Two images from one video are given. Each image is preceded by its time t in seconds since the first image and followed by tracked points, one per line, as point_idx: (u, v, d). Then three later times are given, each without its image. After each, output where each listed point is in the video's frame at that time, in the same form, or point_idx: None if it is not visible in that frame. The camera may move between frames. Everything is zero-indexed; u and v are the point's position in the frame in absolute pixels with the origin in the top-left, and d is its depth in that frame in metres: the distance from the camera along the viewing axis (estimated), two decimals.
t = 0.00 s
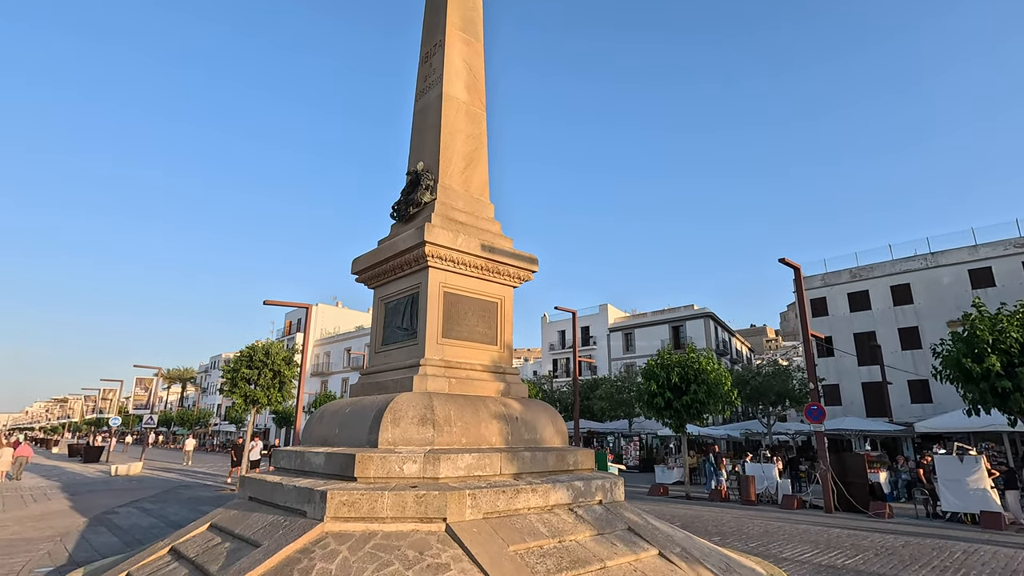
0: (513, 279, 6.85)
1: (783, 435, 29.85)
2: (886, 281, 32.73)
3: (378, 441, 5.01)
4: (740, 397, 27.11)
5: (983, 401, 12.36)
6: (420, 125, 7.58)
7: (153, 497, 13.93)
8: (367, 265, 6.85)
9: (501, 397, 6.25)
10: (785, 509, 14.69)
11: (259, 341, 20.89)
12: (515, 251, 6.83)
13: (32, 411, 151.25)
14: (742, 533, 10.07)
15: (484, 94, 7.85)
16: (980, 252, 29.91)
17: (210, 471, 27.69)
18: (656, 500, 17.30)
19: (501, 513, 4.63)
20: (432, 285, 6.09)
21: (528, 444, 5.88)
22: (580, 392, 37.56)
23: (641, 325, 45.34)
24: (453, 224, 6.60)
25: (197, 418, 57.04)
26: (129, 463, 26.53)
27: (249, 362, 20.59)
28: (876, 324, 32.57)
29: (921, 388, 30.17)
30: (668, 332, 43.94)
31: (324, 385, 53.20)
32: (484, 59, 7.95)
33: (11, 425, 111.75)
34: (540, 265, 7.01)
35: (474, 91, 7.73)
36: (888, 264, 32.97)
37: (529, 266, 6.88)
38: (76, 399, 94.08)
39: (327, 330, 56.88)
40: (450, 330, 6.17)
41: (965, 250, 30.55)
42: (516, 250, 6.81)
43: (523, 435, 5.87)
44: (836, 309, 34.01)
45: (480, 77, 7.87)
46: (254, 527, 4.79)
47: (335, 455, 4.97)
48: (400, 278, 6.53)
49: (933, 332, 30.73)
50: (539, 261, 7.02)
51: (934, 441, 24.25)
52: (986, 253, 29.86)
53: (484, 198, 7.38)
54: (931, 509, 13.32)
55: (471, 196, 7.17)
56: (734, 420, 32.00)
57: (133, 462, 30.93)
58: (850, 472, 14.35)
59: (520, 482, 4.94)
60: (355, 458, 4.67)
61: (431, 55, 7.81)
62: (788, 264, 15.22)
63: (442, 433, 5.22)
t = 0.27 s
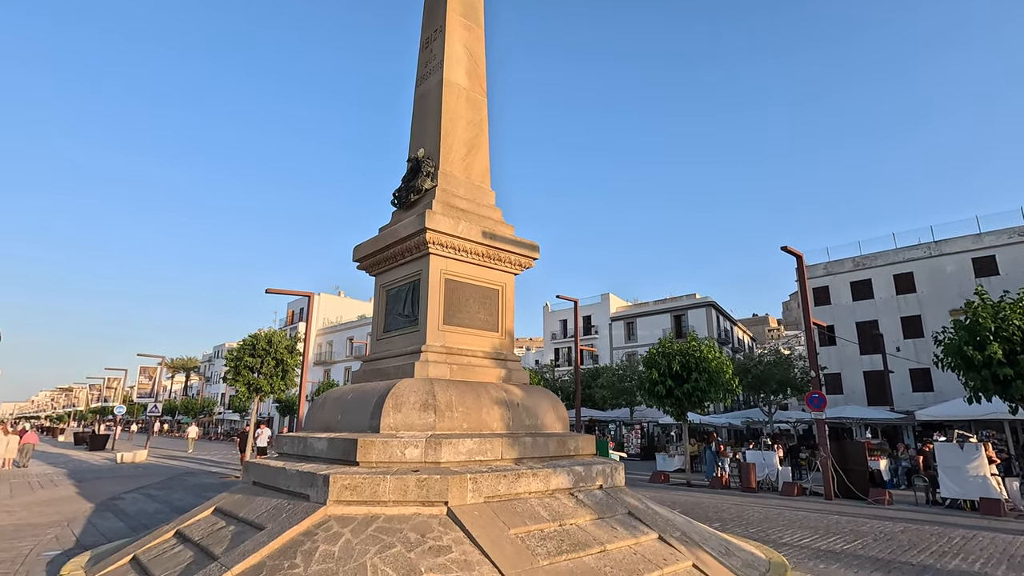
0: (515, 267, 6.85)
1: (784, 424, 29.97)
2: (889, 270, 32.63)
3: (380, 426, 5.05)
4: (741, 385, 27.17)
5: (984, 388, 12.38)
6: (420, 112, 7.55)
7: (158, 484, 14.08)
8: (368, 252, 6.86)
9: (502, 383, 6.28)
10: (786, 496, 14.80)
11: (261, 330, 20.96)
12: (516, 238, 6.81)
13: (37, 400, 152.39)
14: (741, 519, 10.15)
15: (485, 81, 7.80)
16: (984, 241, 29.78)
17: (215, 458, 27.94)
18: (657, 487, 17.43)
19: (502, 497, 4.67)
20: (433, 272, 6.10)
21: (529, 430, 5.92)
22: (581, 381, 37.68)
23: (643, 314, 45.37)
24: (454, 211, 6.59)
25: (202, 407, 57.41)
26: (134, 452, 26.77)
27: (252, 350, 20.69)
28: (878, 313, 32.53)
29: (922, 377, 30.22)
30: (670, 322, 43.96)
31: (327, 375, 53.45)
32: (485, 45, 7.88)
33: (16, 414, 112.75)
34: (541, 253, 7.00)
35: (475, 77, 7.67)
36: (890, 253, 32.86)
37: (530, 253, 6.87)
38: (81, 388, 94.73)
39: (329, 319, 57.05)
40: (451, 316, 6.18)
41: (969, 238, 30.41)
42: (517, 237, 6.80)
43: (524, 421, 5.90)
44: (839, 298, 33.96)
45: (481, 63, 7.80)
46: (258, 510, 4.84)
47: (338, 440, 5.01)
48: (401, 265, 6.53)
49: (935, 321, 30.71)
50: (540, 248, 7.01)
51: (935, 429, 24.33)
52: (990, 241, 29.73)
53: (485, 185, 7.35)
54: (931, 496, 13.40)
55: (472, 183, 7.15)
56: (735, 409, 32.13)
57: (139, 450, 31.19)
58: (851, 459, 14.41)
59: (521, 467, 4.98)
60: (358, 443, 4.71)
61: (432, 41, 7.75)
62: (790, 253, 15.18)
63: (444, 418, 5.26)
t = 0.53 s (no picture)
0: (520, 255, 6.85)
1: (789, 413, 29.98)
2: (897, 259, 32.41)
3: (387, 412, 5.09)
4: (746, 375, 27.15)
5: (991, 377, 12.33)
6: (425, 100, 7.52)
7: (168, 471, 14.26)
8: (374, 240, 6.87)
9: (508, 370, 6.31)
10: (790, 485, 14.84)
11: (268, 319, 21.09)
12: (522, 226, 6.81)
13: (47, 389, 154.19)
14: (745, 507, 10.20)
15: (490, 68, 7.75)
16: (994, 230, 29.50)
17: (223, 446, 28.28)
18: (661, 476, 17.51)
19: (508, 482, 4.71)
20: (439, 260, 6.11)
21: (535, 416, 5.95)
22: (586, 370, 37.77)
23: (648, 304, 45.32)
24: (459, 199, 6.58)
25: (209, 396, 57.95)
26: (144, 440, 27.12)
27: (259, 339, 20.83)
28: (885, 303, 32.36)
29: (929, 366, 30.11)
30: (675, 311, 43.90)
31: (333, 364, 53.79)
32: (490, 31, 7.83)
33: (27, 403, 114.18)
34: (546, 241, 6.99)
35: (480, 64, 7.63)
36: (898, 242, 32.61)
37: (535, 241, 6.86)
38: (90, 378, 95.75)
39: (335, 309, 57.30)
40: (457, 304, 6.20)
41: (978, 227, 30.12)
42: (523, 225, 6.80)
43: (530, 408, 5.93)
44: (845, 288, 33.78)
45: (486, 50, 7.76)
46: (267, 494, 4.91)
47: (345, 426, 5.06)
48: (407, 253, 6.55)
49: (943, 310, 30.52)
50: (545, 236, 7.00)
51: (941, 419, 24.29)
52: (999, 230, 29.44)
53: (490, 173, 7.34)
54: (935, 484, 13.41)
55: (477, 171, 7.14)
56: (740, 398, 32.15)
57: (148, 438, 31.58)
58: (855, 448, 14.41)
59: (527, 453, 5.01)
60: (365, 428, 4.75)
61: (437, 28, 7.70)
62: (797, 241, 15.11)
63: (450, 404, 5.30)
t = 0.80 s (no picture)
0: (527, 245, 6.85)
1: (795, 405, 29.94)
2: (905, 251, 32.16)
3: (395, 401, 5.13)
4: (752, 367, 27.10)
5: (1000, 369, 12.26)
6: (431, 90, 7.50)
7: (178, 460, 14.42)
8: (381, 231, 6.89)
9: (514, 360, 6.33)
10: (796, 476, 14.86)
11: (275, 311, 21.21)
12: (528, 216, 6.80)
13: (58, 381, 155.89)
14: (752, 497, 10.22)
15: (496, 57, 7.71)
16: (1004, 221, 29.20)
17: (232, 437, 28.59)
18: (667, 467, 17.58)
19: (515, 470, 4.75)
20: (446, 250, 6.12)
21: (541, 406, 5.98)
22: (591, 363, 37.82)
23: (653, 296, 45.23)
24: (465, 189, 6.58)
25: (217, 388, 58.43)
26: (154, 431, 27.41)
27: (266, 331, 20.96)
28: (893, 295, 32.16)
29: (937, 358, 29.96)
30: (681, 303, 43.81)
31: (339, 356, 54.07)
32: (496, 20, 7.78)
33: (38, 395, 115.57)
34: (553, 231, 6.98)
35: (486, 54, 7.60)
36: (907, 233, 32.35)
37: (541, 231, 6.86)
38: (100, 370, 96.73)
39: (341, 302, 57.51)
40: (464, 294, 6.22)
41: (989, 218, 29.82)
42: (529, 216, 6.79)
43: (537, 397, 5.96)
44: (853, 279, 33.58)
45: (491, 39, 7.72)
46: (277, 482, 4.97)
47: (353, 414, 5.10)
48: (413, 244, 6.56)
49: (952, 302, 30.31)
50: (552, 227, 6.99)
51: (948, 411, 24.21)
52: (1010, 221, 29.14)
53: (496, 163, 7.33)
54: (943, 476, 13.38)
55: (484, 161, 7.13)
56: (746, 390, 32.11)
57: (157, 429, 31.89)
58: (862, 439, 14.40)
59: (534, 441, 5.05)
60: (373, 417, 4.79)
61: (442, 18, 7.67)
62: (804, 232, 15.02)
63: (457, 393, 5.33)
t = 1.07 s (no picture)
0: (531, 240, 6.85)
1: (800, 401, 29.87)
2: (911, 247, 31.98)
3: (401, 394, 5.14)
4: (757, 363, 27.03)
5: (1007, 364, 12.19)
6: (436, 85, 7.49)
7: (184, 455, 14.50)
8: (386, 226, 6.90)
9: (519, 355, 6.33)
10: (801, 471, 14.84)
11: (280, 307, 21.28)
12: (533, 211, 6.79)
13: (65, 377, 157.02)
14: (757, 493, 10.22)
15: (501, 52, 7.69)
16: (1012, 216, 28.98)
17: (238, 432, 28.75)
18: (671, 462, 17.58)
19: (520, 463, 4.76)
20: (451, 245, 6.12)
21: (546, 400, 5.98)
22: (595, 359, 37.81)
23: (657, 293, 45.15)
24: (470, 184, 6.58)
25: (222, 384, 58.70)
26: (160, 426, 27.53)
27: (272, 327, 21.03)
28: (899, 290, 32.00)
29: (943, 354, 29.83)
30: (685, 299, 43.72)
31: (344, 352, 54.22)
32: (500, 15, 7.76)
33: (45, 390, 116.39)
34: (557, 226, 6.97)
35: (490, 48, 7.57)
36: (913, 229, 32.16)
37: (546, 226, 6.85)
38: (106, 366, 97.31)
39: (345, 298, 57.64)
40: (469, 289, 6.22)
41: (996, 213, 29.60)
42: (534, 210, 6.78)
43: (542, 391, 5.96)
44: (858, 275, 33.43)
45: (496, 34, 7.70)
46: (283, 475, 4.99)
47: (359, 408, 5.12)
48: (418, 239, 6.57)
49: (958, 298, 30.14)
50: (556, 221, 6.98)
51: (954, 407, 24.10)
52: (1017, 217, 28.93)
53: (501, 158, 7.32)
54: (949, 472, 13.33)
55: (488, 156, 7.12)
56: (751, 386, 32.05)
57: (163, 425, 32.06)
58: (867, 435, 14.35)
59: (540, 435, 5.06)
60: (379, 410, 4.81)
61: (447, 12, 7.65)
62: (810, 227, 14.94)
63: (463, 387, 5.34)
